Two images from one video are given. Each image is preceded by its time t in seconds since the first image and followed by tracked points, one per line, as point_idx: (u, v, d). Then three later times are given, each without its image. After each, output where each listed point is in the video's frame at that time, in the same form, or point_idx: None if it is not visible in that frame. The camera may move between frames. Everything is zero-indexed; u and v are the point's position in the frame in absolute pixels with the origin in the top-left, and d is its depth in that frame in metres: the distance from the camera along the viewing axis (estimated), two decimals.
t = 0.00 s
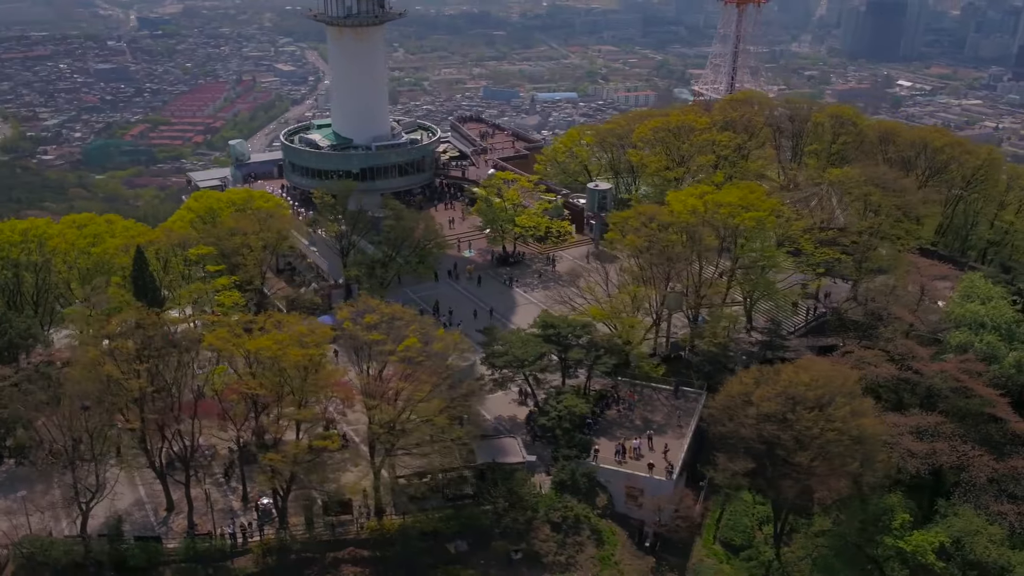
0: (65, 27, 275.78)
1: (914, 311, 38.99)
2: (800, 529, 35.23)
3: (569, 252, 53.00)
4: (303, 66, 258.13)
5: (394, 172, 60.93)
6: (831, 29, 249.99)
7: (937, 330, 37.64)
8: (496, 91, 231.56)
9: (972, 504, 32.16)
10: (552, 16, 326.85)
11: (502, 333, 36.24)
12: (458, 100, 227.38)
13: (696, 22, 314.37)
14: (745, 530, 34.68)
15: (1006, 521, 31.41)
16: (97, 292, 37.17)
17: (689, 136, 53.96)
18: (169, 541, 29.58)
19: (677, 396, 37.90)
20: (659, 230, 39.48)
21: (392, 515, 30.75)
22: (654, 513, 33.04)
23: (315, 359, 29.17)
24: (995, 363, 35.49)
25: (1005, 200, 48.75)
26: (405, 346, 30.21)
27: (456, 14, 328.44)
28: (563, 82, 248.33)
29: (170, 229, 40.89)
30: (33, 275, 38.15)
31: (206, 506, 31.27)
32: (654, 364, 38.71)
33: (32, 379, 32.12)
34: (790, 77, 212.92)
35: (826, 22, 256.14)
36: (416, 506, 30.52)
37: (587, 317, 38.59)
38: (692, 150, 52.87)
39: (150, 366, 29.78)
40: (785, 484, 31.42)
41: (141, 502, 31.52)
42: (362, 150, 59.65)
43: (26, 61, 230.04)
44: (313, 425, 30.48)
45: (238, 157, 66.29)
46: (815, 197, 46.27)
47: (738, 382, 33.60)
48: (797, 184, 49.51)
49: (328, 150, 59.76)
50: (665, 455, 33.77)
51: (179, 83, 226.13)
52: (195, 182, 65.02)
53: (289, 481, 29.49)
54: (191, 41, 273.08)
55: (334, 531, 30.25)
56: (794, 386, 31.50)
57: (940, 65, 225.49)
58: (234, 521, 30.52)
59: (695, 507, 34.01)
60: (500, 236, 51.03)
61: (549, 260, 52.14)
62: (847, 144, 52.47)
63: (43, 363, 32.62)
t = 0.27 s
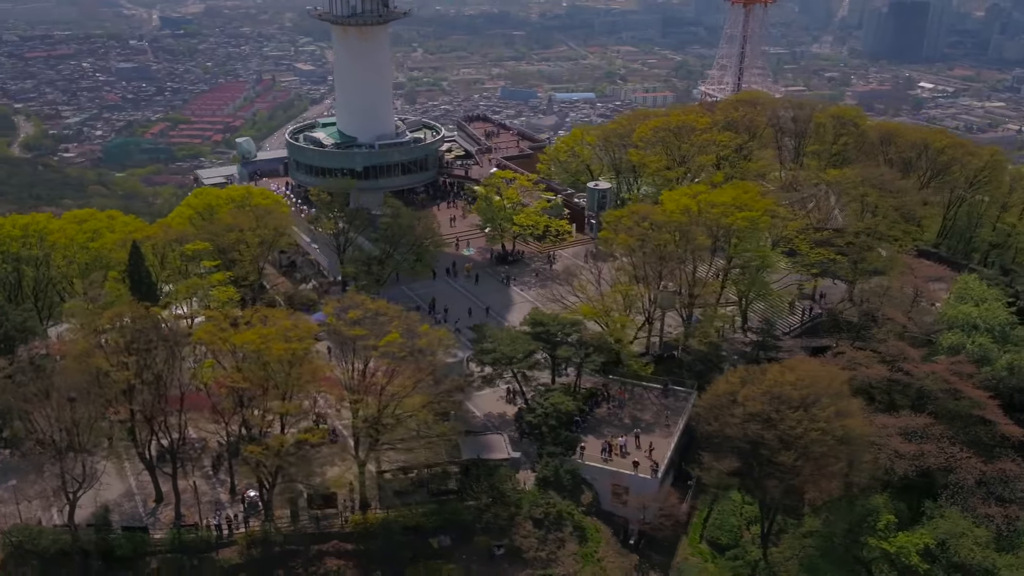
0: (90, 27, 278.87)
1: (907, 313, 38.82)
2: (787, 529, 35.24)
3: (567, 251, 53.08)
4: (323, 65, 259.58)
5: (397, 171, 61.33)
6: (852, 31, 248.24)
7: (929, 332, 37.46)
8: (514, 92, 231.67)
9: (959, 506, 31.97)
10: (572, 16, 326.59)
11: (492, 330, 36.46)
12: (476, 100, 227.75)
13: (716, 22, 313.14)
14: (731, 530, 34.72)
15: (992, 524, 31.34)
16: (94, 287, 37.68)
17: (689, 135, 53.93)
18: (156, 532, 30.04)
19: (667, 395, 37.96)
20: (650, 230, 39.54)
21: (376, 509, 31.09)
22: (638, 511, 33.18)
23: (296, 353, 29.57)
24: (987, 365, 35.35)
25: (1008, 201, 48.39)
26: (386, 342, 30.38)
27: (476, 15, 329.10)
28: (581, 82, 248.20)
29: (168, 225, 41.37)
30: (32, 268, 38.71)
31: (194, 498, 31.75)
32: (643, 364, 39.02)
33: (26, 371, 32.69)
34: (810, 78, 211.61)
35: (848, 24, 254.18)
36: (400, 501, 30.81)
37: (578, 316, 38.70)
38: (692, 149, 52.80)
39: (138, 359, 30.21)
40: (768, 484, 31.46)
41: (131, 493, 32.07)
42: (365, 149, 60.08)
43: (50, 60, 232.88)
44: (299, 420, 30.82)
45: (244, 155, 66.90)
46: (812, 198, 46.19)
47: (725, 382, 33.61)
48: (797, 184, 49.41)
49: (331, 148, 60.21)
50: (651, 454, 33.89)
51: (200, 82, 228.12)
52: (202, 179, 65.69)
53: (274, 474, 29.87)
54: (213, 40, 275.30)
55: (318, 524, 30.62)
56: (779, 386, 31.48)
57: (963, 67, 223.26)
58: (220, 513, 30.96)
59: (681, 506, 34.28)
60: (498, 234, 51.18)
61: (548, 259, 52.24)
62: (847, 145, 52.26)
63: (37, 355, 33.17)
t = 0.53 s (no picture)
0: (117, 27, 281.91)
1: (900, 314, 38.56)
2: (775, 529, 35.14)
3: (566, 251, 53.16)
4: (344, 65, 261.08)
5: (401, 169, 61.81)
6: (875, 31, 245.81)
7: (922, 333, 37.24)
8: (533, 92, 231.55)
9: (944, 509, 31.80)
10: (593, 16, 326.08)
11: (481, 327, 36.69)
12: (495, 100, 228.01)
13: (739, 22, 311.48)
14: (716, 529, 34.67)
15: (977, 527, 31.23)
16: (92, 280, 38.25)
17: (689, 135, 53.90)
18: (142, 522, 30.51)
19: (656, 393, 37.97)
20: (640, 228, 39.57)
21: (359, 503, 31.41)
22: (621, 508, 33.27)
23: (276, 347, 30.01)
24: (977, 367, 35.16)
25: (1010, 204, 48.08)
26: (368, 336, 30.44)
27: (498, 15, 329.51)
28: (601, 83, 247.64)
29: (165, 220, 41.81)
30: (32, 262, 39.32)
31: (181, 489, 32.23)
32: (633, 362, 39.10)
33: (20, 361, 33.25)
34: (832, 80, 209.98)
35: (872, 25, 251.55)
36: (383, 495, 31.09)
37: (568, 313, 38.83)
38: (692, 149, 52.75)
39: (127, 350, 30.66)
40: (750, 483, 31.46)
41: (120, 483, 32.62)
42: (369, 147, 60.59)
43: (75, 59, 235.62)
44: (283, 413, 31.15)
45: (252, 153, 67.49)
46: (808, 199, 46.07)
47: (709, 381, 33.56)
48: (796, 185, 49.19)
49: (336, 146, 60.74)
50: (635, 451, 33.96)
51: (222, 81, 230.11)
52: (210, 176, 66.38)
53: (258, 466, 30.25)
54: (236, 40, 277.56)
55: (302, 517, 31.00)
56: (761, 386, 31.44)
57: (989, 68, 220.46)
58: (206, 504, 31.39)
59: (664, 504, 34.39)
60: (496, 233, 51.35)
61: (546, 257, 52.35)
62: (848, 146, 52.01)
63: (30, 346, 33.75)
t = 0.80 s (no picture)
0: (139, 26, 284.53)
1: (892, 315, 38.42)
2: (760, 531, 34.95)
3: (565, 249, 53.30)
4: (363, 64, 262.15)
5: (404, 168, 62.22)
6: (897, 32, 243.44)
7: (914, 334, 37.09)
8: (551, 92, 231.39)
9: (929, 511, 31.75)
10: (613, 16, 325.45)
11: (471, 324, 36.91)
12: (512, 100, 228.05)
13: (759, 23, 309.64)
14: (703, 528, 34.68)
15: (963, 529, 31.24)
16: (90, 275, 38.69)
17: (690, 135, 53.90)
18: (130, 513, 30.95)
19: (645, 392, 38.06)
20: (631, 227, 39.62)
21: (344, 497, 31.72)
22: (606, 506, 33.38)
23: (258, 343, 29.93)
24: (968, 369, 35.01)
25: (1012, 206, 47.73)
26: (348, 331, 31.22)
27: (517, 15, 329.53)
28: (620, 83, 247.03)
29: (164, 217, 42.23)
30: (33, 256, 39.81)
31: (170, 481, 32.66)
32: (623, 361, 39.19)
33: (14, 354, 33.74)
34: (853, 81, 208.23)
35: (895, 26, 249.05)
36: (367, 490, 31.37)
37: (559, 312, 38.97)
38: (692, 150, 52.70)
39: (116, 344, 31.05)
40: (733, 483, 31.50)
41: (111, 475, 33.10)
42: (372, 145, 61.00)
43: (98, 58, 238.06)
44: (269, 408, 31.49)
45: (259, 151, 67.91)
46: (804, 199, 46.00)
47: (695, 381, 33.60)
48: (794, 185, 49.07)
49: (339, 145, 61.17)
50: (620, 449, 34.05)
51: (241, 80, 231.73)
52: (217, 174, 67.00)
53: (243, 460, 30.61)
54: (256, 39, 279.31)
55: (287, 510, 31.34)
56: (745, 385, 31.46)
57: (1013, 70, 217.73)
58: (193, 496, 31.80)
59: (650, 503, 34.47)
60: (494, 231, 51.55)
61: (545, 256, 52.51)
62: (848, 147, 51.85)
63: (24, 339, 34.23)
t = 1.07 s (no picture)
0: (163, 26, 287.35)
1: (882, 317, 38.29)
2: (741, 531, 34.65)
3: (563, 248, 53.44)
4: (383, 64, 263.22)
5: (407, 166, 62.65)
6: (920, 33, 240.48)
7: (902, 336, 36.96)
8: (569, 93, 231.20)
9: (911, 513, 31.70)
10: (634, 17, 324.57)
11: (459, 321, 37.20)
12: (531, 100, 227.98)
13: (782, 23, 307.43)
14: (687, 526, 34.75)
15: (945, 531, 31.21)
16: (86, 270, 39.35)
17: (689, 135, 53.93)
18: (117, 503, 31.54)
19: (633, 391, 38.18)
20: (620, 226, 39.70)
21: (327, 490, 32.11)
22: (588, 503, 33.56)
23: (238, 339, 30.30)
24: (955, 372, 34.84)
25: (1012, 209, 47.39)
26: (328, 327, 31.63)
27: (538, 15, 329.46)
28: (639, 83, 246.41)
29: (162, 214, 42.82)
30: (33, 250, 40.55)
31: (158, 473, 33.25)
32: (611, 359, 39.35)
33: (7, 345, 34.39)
34: (875, 83, 206.44)
35: (919, 27, 246.41)
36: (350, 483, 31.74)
37: (547, 310, 39.17)
38: (690, 150, 52.66)
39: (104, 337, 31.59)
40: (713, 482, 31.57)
41: (101, 466, 33.73)
42: (375, 144, 61.45)
43: (122, 57, 240.88)
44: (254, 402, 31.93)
45: (265, 149, 68.42)
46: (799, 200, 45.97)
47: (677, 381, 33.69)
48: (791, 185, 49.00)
49: (343, 143, 61.67)
50: (603, 447, 34.22)
51: (262, 79, 233.37)
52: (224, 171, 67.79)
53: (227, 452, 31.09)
54: (278, 39, 281.22)
55: (271, 502, 31.79)
56: (724, 385, 31.53)
57: None
58: (179, 488, 32.35)
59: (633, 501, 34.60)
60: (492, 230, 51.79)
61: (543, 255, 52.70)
62: (847, 148, 51.75)
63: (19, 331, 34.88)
